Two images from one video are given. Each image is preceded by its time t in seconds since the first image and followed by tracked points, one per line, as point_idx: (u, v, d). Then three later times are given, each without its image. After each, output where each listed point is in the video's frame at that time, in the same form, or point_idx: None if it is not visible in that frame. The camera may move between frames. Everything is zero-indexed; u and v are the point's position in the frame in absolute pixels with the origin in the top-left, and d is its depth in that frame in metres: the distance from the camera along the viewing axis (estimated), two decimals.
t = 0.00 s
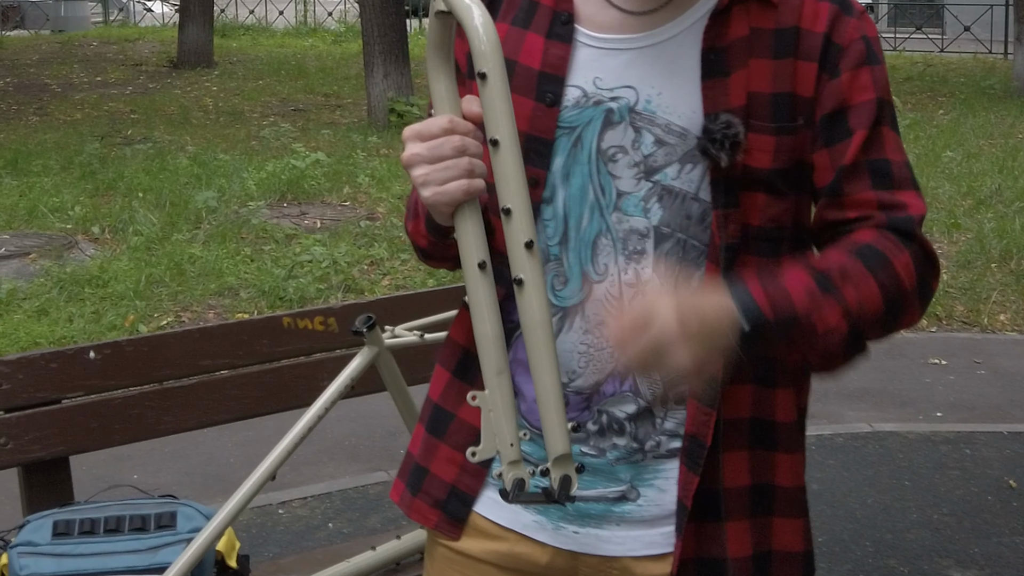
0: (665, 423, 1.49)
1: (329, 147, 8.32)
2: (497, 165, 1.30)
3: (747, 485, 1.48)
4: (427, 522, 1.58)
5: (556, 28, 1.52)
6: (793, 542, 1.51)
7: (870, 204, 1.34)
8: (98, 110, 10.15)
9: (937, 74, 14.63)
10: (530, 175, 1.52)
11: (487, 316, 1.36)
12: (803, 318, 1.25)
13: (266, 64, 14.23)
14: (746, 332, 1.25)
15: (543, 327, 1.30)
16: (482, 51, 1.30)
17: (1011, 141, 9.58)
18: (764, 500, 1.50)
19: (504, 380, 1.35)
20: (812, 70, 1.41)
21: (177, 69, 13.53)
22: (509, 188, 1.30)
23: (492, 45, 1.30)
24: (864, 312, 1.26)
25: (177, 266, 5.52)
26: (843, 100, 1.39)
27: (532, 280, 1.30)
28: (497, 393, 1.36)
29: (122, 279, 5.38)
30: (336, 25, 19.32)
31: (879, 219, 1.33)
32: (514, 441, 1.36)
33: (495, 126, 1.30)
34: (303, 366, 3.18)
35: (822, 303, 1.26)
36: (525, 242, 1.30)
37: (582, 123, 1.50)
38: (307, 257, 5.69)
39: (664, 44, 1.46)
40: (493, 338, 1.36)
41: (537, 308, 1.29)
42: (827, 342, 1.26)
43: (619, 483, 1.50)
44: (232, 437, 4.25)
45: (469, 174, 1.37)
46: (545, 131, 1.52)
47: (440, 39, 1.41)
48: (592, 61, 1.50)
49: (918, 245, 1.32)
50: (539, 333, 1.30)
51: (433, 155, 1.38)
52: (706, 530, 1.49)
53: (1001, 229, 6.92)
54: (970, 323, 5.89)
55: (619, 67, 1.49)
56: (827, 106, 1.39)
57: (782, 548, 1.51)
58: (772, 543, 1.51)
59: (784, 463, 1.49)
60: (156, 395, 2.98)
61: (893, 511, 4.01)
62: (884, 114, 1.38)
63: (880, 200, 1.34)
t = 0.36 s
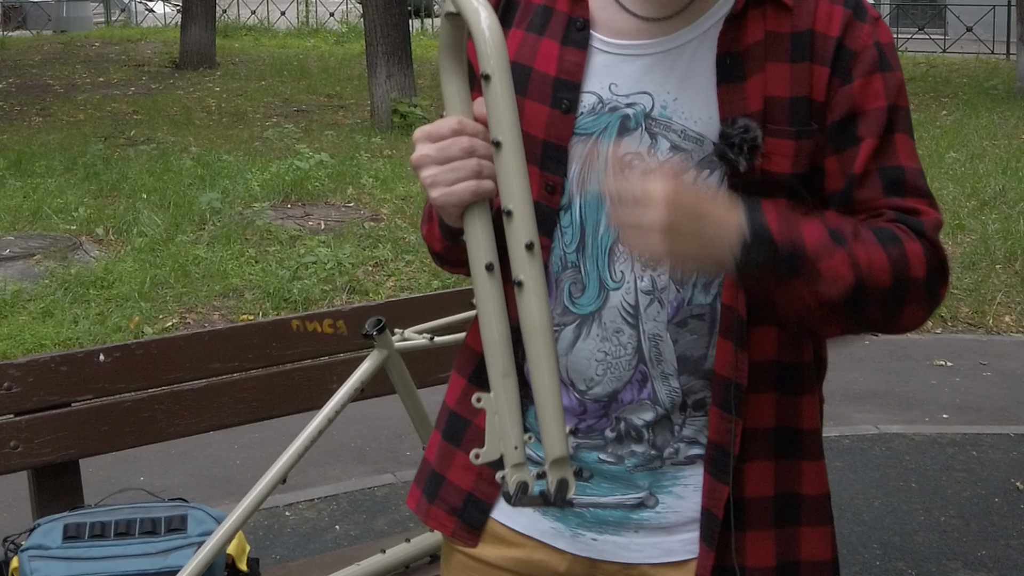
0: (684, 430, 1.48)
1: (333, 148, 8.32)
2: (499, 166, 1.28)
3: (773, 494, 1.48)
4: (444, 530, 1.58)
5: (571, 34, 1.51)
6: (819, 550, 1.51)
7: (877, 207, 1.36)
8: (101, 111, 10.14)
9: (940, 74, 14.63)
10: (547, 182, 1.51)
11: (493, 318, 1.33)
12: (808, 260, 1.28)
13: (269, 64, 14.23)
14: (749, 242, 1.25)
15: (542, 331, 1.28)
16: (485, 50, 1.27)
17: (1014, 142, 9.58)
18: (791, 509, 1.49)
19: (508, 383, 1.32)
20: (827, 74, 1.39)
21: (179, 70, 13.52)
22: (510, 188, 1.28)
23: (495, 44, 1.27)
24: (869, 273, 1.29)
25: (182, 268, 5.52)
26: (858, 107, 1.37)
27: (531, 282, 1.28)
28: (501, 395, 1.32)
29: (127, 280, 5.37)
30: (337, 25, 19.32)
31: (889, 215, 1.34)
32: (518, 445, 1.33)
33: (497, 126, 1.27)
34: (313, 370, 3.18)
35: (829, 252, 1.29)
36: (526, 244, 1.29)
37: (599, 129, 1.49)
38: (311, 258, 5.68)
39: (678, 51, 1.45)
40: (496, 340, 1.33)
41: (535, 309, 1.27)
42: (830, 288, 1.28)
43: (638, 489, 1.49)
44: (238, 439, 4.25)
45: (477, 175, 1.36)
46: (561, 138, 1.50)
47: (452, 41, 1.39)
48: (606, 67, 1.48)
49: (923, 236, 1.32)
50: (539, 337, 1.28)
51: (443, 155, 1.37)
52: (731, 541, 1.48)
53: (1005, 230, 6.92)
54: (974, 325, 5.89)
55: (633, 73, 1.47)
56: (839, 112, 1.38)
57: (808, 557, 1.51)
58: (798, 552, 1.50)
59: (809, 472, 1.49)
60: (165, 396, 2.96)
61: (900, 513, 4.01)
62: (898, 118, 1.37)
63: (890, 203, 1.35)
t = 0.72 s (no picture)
0: (671, 432, 1.47)
1: (318, 148, 8.30)
2: (491, 162, 1.28)
3: (753, 499, 1.48)
4: (437, 525, 1.57)
5: (561, 36, 1.50)
6: (801, 555, 1.51)
7: (875, 222, 1.35)
8: (84, 111, 10.10)
9: (923, 74, 14.71)
10: (534, 184, 1.50)
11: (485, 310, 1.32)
12: (807, 330, 1.28)
13: (254, 64, 14.19)
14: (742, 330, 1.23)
15: (533, 321, 1.28)
16: (476, 45, 1.26)
17: (997, 141, 9.64)
18: (772, 513, 1.49)
19: (501, 377, 1.32)
20: (819, 82, 1.39)
21: (163, 71, 13.46)
22: (503, 182, 1.27)
23: (488, 39, 1.26)
24: (867, 323, 1.29)
25: (167, 269, 5.50)
26: (852, 114, 1.37)
27: (522, 275, 1.28)
28: (496, 388, 1.33)
29: (112, 281, 5.35)
30: (321, 26, 19.29)
31: (882, 238, 1.34)
32: (511, 438, 1.33)
33: (489, 122, 1.27)
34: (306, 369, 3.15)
35: (824, 315, 1.29)
36: (516, 237, 1.28)
37: (586, 132, 1.48)
38: (296, 259, 5.66)
39: (667, 55, 1.44)
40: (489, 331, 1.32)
41: (525, 302, 1.28)
42: (831, 351, 1.29)
43: (624, 490, 1.49)
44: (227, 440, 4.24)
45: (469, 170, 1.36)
46: (550, 140, 1.50)
47: (446, 41, 1.36)
48: (596, 70, 1.48)
49: (917, 255, 1.34)
50: (528, 330, 1.28)
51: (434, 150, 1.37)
52: (710, 544, 1.49)
53: (988, 228, 6.96)
54: (958, 323, 5.92)
55: (622, 76, 1.46)
56: (835, 120, 1.38)
57: (788, 561, 1.51)
58: (778, 556, 1.51)
59: (793, 477, 1.48)
60: (156, 398, 2.94)
61: (887, 511, 4.03)
62: (892, 128, 1.38)
63: (885, 215, 1.35)
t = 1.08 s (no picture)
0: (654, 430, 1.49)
1: (294, 147, 8.28)
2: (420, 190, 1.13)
3: (738, 498, 1.47)
4: (420, 524, 1.58)
5: (550, 35, 1.51)
6: (785, 556, 1.49)
7: (857, 225, 1.36)
8: (57, 110, 10.03)
9: (897, 72, 14.82)
10: (521, 182, 1.52)
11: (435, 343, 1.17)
12: (791, 361, 1.28)
13: (228, 62, 14.13)
14: (729, 378, 1.22)
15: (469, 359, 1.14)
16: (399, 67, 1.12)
17: (969, 138, 9.74)
18: (756, 513, 1.48)
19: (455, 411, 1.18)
20: (805, 83, 1.40)
21: (137, 69, 13.38)
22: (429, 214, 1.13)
23: (415, 60, 1.12)
24: (849, 347, 1.30)
25: (143, 268, 5.47)
26: (836, 114, 1.38)
27: (455, 308, 1.14)
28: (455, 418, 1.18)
29: (87, 281, 5.32)
30: (296, 24, 19.23)
31: (864, 245, 1.35)
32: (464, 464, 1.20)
33: (418, 149, 1.12)
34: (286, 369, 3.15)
35: (807, 345, 1.29)
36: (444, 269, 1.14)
37: (575, 131, 1.49)
38: (274, 258, 5.65)
39: (656, 54, 1.45)
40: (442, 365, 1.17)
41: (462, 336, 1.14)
42: (814, 380, 1.30)
43: (607, 488, 1.50)
44: (205, 439, 4.23)
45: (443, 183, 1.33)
46: (538, 138, 1.51)
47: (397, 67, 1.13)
48: (586, 69, 1.49)
49: (900, 264, 1.35)
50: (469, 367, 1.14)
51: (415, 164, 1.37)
52: (696, 543, 1.48)
53: (961, 225, 7.02)
54: (932, 319, 5.98)
55: (611, 76, 1.47)
56: (820, 121, 1.39)
57: (772, 562, 1.49)
58: (763, 556, 1.49)
59: (776, 478, 1.47)
60: (135, 399, 2.94)
61: (863, 506, 4.06)
62: (876, 128, 1.39)
63: (868, 217, 1.36)
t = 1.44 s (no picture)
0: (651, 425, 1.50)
1: (275, 146, 8.27)
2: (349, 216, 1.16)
3: (735, 487, 1.47)
4: (414, 523, 1.58)
5: (545, 28, 1.52)
6: (781, 542, 1.51)
7: (838, 208, 1.33)
8: (36, 108, 9.97)
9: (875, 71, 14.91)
10: (518, 175, 1.52)
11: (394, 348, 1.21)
12: (765, 368, 1.22)
13: (208, 61, 14.08)
14: (704, 388, 1.18)
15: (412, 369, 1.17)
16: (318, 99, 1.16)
17: (947, 136, 9.81)
18: (755, 502, 1.49)
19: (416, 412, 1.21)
20: (796, 72, 1.39)
21: (115, 67, 13.31)
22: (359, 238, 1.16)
23: (328, 91, 1.15)
24: (828, 345, 1.25)
25: (124, 267, 5.45)
26: (823, 101, 1.37)
27: (391, 324, 1.17)
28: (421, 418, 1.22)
29: (68, 280, 5.30)
30: (275, 22, 19.19)
31: (843, 230, 1.31)
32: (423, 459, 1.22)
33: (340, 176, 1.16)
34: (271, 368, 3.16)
35: (785, 347, 1.24)
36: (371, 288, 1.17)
37: (572, 122, 1.51)
38: (256, 257, 5.64)
39: (651, 44, 1.46)
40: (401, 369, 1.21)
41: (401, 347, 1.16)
42: (796, 383, 1.25)
43: (602, 485, 1.51)
44: (188, 438, 4.23)
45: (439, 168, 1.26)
46: (535, 130, 1.51)
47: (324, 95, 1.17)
48: (583, 61, 1.50)
49: (883, 255, 1.30)
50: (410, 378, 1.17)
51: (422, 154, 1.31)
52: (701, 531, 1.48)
53: (940, 223, 7.08)
54: (912, 316, 6.04)
55: (608, 68, 1.49)
56: (805, 108, 1.38)
57: (771, 549, 1.51)
58: (761, 543, 1.50)
59: (771, 464, 1.49)
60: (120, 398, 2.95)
61: (844, 502, 4.10)
62: (864, 115, 1.37)
63: (849, 204, 1.33)
